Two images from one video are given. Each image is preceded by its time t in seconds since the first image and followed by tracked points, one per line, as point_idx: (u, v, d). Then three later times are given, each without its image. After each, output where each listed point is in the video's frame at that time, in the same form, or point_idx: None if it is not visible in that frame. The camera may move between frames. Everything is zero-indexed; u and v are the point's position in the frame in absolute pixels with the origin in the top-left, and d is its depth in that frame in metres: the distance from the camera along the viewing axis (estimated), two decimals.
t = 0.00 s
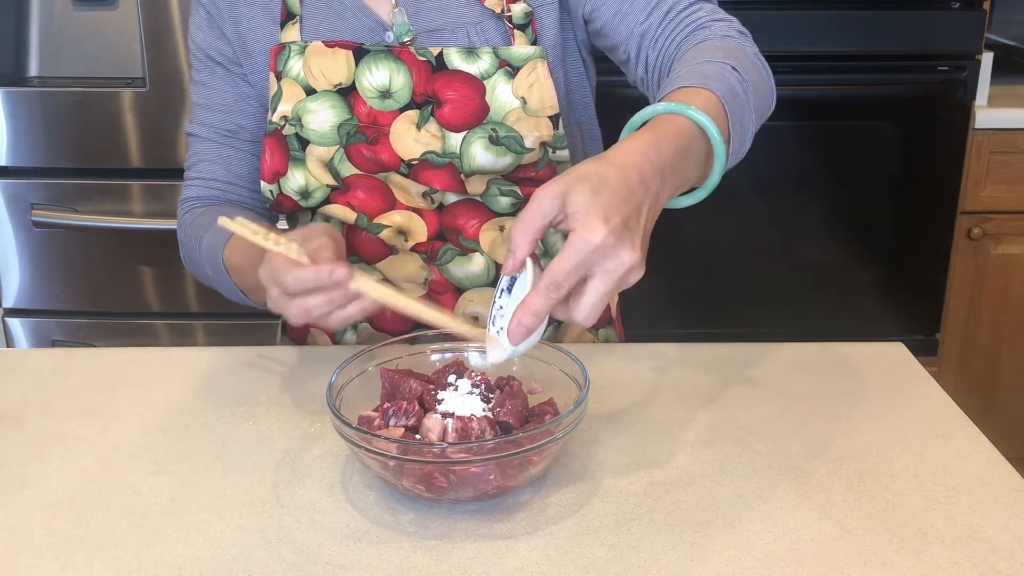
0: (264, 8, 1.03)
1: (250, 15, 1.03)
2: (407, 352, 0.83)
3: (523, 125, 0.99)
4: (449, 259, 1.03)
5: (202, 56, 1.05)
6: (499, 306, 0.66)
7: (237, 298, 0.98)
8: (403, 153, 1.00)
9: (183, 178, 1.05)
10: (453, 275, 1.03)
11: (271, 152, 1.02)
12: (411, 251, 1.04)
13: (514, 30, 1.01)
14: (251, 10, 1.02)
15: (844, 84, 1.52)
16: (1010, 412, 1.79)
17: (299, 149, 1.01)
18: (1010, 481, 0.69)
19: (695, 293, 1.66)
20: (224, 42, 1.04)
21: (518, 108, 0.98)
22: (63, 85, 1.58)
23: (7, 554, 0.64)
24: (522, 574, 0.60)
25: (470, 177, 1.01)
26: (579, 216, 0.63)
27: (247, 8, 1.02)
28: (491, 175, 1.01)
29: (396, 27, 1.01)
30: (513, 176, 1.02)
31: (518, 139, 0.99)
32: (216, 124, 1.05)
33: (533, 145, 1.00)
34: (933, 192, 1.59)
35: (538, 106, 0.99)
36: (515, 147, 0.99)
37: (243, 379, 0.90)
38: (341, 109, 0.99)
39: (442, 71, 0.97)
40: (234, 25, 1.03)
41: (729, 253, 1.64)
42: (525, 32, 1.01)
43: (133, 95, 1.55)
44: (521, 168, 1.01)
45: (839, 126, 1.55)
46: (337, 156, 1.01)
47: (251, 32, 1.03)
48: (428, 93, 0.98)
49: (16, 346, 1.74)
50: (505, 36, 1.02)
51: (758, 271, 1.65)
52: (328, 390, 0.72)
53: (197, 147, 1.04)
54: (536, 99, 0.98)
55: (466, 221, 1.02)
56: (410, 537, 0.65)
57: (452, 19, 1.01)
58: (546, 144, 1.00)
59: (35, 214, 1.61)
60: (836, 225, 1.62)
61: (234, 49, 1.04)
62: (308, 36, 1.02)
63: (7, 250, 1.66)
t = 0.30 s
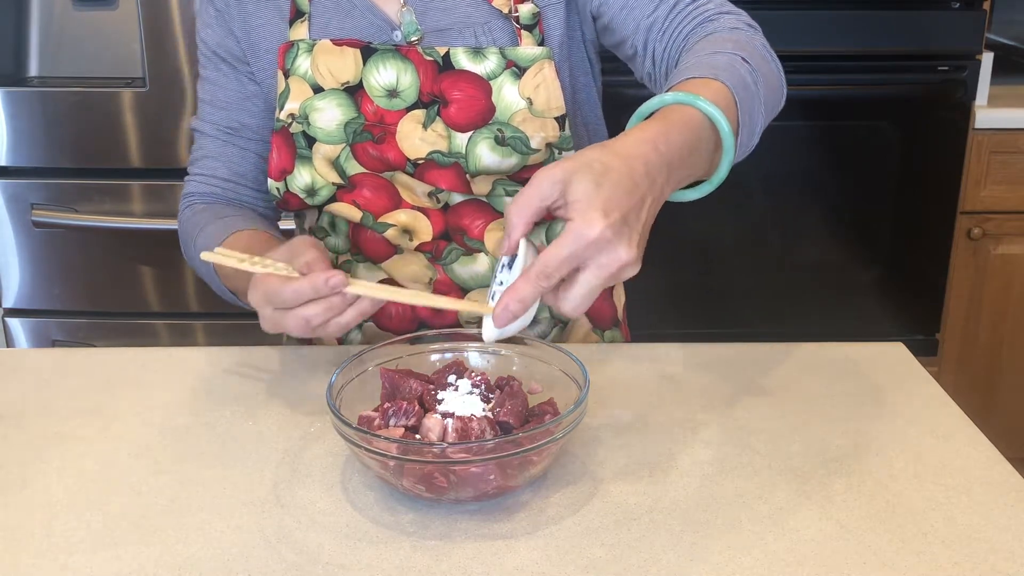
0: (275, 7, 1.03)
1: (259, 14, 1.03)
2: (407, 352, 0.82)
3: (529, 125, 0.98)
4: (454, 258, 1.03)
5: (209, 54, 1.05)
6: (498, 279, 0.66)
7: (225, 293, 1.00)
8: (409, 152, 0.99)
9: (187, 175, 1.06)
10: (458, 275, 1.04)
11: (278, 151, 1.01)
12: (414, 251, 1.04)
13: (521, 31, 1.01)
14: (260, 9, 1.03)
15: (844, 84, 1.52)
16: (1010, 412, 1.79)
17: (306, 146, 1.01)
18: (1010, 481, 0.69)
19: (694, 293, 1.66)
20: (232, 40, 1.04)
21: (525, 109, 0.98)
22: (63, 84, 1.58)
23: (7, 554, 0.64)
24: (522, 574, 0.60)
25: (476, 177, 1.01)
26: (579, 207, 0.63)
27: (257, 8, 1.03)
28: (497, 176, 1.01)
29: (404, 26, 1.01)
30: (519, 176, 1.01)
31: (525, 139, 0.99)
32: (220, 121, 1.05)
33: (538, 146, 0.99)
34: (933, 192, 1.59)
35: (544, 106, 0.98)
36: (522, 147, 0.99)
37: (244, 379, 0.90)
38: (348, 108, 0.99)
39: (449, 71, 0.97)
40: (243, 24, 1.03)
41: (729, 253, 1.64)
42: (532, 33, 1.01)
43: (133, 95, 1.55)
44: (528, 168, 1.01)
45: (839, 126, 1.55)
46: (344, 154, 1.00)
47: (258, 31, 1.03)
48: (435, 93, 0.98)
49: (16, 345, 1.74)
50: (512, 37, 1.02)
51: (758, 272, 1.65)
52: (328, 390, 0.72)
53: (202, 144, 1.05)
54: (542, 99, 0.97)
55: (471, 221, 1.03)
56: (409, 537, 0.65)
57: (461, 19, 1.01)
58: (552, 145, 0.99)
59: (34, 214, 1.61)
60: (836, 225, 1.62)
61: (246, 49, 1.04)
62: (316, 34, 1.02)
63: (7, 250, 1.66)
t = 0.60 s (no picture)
0: None
1: None
2: (407, 353, 0.82)
3: (548, 152, 1.00)
4: (451, 264, 1.04)
5: None
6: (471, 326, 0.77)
7: (154, 227, 0.94)
8: (423, 147, 1.00)
9: (149, 104, 0.98)
10: (452, 280, 1.05)
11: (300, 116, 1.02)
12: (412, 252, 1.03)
13: (564, 61, 1.01)
14: None
15: (843, 85, 1.52)
16: (1010, 413, 1.80)
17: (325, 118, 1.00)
18: (1010, 481, 0.69)
19: (694, 292, 1.66)
20: None
21: (548, 136, 0.99)
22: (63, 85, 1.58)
23: (8, 553, 0.64)
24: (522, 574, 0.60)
25: (484, 187, 1.02)
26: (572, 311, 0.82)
27: None
28: (506, 190, 1.02)
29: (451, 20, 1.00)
30: (527, 197, 1.03)
31: (540, 165, 1.01)
32: (209, 62, 0.99)
33: (551, 176, 1.01)
34: (933, 193, 1.60)
35: (567, 140, 1.00)
36: (536, 172, 1.01)
37: (243, 379, 0.90)
38: (371, 90, 0.98)
39: (486, 77, 0.97)
40: None
41: (729, 252, 1.64)
42: (572, 67, 1.01)
43: (133, 95, 1.55)
44: (535, 196, 1.03)
45: (839, 126, 1.55)
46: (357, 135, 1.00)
47: None
48: (463, 95, 0.97)
49: (16, 345, 1.74)
50: (554, 63, 1.02)
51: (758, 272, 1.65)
52: (328, 389, 0.72)
53: (179, 79, 0.98)
54: (566, 131, 1.00)
55: (471, 227, 1.04)
56: (410, 537, 0.65)
57: (508, 39, 1.02)
58: (564, 180, 1.02)
59: (35, 214, 1.61)
60: (836, 225, 1.62)
61: (271, 14, 1.01)
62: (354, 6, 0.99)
63: (7, 251, 1.67)
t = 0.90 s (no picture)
0: None
1: None
2: (408, 353, 0.82)
3: (582, 157, 1.00)
4: (474, 266, 1.04)
5: None
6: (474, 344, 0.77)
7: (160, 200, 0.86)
8: (456, 146, 1.00)
9: (162, 69, 0.93)
10: (474, 282, 1.05)
11: (333, 107, 1.01)
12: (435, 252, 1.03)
13: (603, 67, 1.01)
14: None
15: (843, 85, 1.52)
16: (1010, 413, 1.80)
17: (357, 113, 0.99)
18: (1010, 481, 0.69)
19: (694, 292, 1.66)
20: None
21: (583, 141, 0.99)
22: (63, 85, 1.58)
23: (8, 553, 0.64)
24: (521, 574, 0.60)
25: (516, 188, 1.02)
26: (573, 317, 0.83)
27: None
28: (535, 193, 1.03)
29: (494, 20, 1.00)
30: (557, 202, 1.04)
31: (573, 170, 1.01)
32: (233, 36, 0.96)
33: (583, 182, 1.02)
34: (933, 193, 1.60)
35: (600, 146, 1.01)
36: (568, 177, 1.01)
37: (243, 379, 0.90)
38: (407, 85, 0.97)
39: (525, 78, 0.97)
40: None
41: (729, 252, 1.64)
42: (611, 73, 1.01)
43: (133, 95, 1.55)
44: (566, 201, 1.04)
45: (839, 126, 1.55)
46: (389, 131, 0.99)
47: None
48: (500, 95, 0.97)
49: (17, 345, 1.74)
50: (593, 67, 1.03)
51: (758, 272, 1.65)
52: (328, 389, 0.72)
53: (198, 47, 0.94)
54: (600, 138, 1.00)
55: (497, 230, 1.04)
56: (410, 537, 0.65)
57: (549, 41, 1.02)
58: (596, 186, 1.03)
59: (35, 214, 1.61)
60: (836, 224, 1.62)
61: None
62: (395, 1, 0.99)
63: (8, 251, 1.67)
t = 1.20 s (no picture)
0: None
1: None
2: (407, 353, 0.82)
3: (599, 161, 1.01)
4: (490, 269, 1.05)
5: None
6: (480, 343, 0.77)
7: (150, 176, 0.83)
8: (473, 148, 1.00)
9: (162, 45, 0.92)
10: (489, 285, 1.05)
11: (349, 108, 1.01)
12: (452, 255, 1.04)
13: (621, 70, 1.02)
14: None
15: (843, 85, 1.52)
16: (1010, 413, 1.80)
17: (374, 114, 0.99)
18: (1010, 481, 0.69)
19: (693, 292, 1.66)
20: None
21: (600, 144, 1.00)
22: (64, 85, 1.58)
23: (8, 553, 0.64)
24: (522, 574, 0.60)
25: (532, 192, 1.02)
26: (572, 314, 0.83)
27: None
28: (551, 197, 1.03)
29: (511, 22, 1.00)
30: (575, 206, 1.04)
31: (590, 174, 1.01)
32: (235, 21, 0.96)
33: (599, 186, 1.02)
34: (932, 193, 1.60)
35: (617, 149, 1.01)
36: (585, 181, 1.02)
37: (243, 378, 0.90)
38: (424, 87, 0.97)
39: (543, 81, 0.97)
40: None
41: (728, 251, 1.64)
42: (630, 77, 1.02)
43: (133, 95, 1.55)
44: (584, 204, 1.04)
45: (839, 126, 1.55)
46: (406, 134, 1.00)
47: None
48: (518, 98, 0.97)
49: (16, 345, 1.74)
50: (611, 71, 1.03)
51: (757, 271, 1.65)
52: (328, 390, 0.72)
53: (200, 27, 0.94)
54: (618, 142, 1.00)
55: (513, 233, 1.04)
56: (409, 537, 0.65)
57: (567, 44, 1.02)
58: (612, 190, 1.03)
59: (35, 214, 1.61)
60: (836, 224, 1.62)
61: None
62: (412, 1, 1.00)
63: (8, 251, 1.67)
